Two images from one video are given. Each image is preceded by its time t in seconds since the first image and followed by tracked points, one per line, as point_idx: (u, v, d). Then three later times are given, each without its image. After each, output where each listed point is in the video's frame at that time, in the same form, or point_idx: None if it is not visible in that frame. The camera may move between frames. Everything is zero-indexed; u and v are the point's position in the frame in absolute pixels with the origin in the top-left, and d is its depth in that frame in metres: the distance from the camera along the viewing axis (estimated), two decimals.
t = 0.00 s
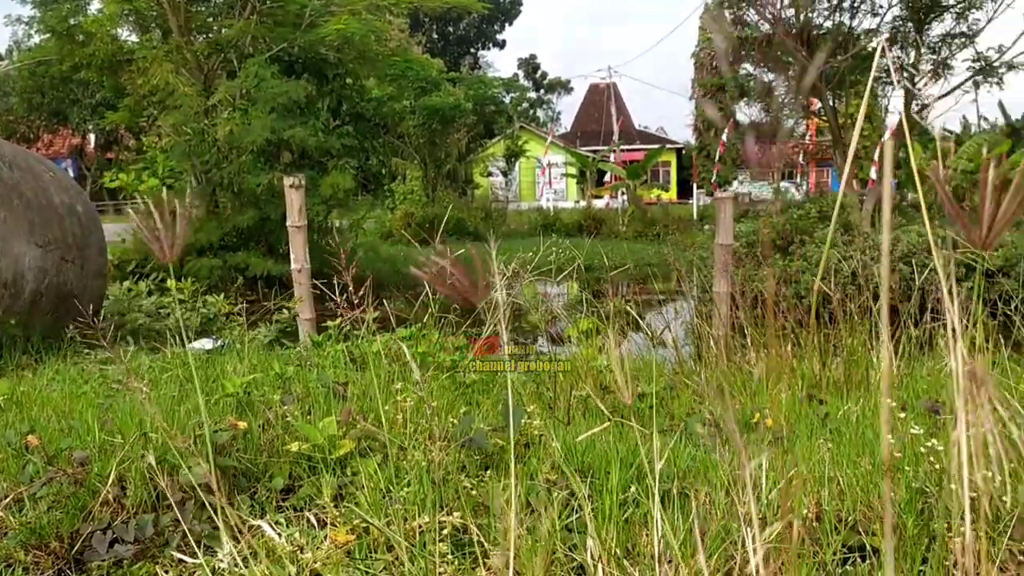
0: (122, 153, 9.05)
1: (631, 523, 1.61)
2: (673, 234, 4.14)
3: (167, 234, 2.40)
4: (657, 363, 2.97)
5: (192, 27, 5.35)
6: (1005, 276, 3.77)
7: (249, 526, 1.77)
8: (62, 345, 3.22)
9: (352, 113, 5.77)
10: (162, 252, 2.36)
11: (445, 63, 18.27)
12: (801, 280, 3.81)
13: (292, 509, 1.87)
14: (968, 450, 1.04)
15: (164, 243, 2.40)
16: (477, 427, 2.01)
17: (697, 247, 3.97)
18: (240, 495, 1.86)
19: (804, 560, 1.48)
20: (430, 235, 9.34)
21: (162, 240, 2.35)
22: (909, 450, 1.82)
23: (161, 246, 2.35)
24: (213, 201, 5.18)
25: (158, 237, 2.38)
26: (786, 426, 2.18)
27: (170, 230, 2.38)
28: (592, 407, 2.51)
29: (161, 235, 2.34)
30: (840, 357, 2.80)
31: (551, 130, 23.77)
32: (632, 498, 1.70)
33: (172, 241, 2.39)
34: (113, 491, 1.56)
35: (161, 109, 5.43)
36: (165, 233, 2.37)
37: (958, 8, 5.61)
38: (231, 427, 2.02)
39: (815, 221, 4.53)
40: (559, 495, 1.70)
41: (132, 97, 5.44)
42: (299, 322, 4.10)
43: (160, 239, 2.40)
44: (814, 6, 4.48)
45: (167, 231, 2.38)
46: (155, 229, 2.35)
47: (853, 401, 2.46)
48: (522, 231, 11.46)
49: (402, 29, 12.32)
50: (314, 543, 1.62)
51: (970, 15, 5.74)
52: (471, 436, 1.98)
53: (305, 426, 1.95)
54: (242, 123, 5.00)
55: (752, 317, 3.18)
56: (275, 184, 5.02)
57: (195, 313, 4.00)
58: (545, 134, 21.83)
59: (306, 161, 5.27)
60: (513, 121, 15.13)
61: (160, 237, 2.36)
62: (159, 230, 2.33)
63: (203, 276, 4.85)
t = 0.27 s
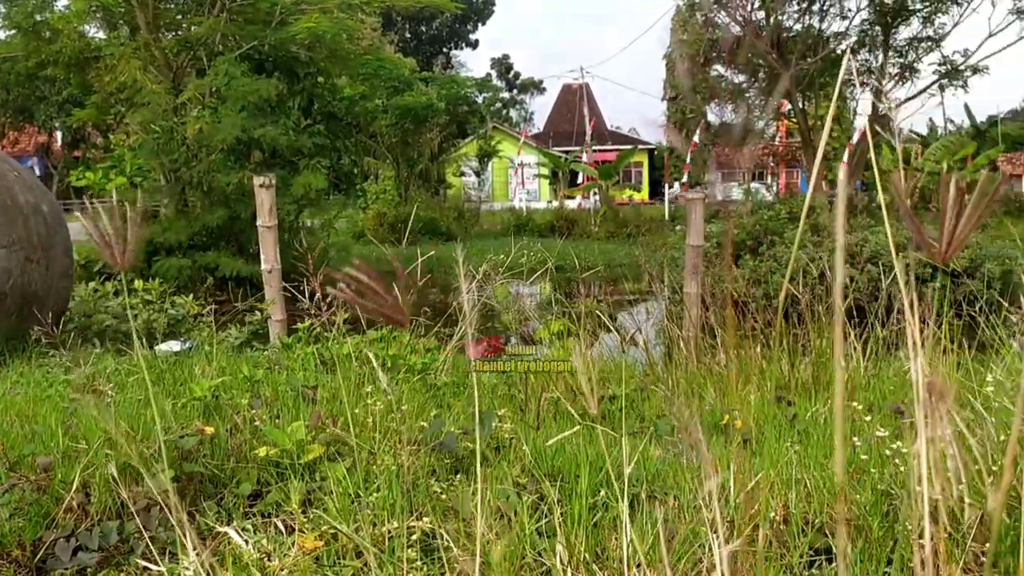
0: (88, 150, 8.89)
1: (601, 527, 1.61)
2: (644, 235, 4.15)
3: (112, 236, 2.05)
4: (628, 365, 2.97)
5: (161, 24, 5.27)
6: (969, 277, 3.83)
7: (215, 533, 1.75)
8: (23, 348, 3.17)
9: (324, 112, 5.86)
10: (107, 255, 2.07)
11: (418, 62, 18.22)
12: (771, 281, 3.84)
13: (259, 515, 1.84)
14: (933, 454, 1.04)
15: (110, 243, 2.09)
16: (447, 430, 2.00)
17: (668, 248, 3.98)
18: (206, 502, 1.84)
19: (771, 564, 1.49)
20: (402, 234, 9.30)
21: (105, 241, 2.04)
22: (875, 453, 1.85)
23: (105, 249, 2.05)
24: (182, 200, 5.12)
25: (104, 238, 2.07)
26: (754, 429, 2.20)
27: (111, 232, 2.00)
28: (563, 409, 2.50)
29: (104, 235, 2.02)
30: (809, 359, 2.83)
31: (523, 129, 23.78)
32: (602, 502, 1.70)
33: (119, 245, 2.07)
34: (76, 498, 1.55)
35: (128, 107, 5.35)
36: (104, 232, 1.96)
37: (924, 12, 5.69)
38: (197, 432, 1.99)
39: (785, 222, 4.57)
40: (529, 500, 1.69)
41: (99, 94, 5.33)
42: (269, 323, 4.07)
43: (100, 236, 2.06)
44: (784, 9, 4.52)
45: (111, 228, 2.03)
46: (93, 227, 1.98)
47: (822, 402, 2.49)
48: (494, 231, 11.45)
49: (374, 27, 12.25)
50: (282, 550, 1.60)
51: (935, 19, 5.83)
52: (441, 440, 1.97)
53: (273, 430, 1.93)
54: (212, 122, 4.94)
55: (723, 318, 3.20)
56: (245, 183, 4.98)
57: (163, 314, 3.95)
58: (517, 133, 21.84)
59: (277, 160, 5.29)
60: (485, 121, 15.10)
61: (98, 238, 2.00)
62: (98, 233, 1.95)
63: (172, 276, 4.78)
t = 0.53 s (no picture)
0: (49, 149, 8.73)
1: (566, 533, 1.61)
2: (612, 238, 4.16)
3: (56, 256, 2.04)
4: (596, 366, 2.97)
5: (125, 22, 5.20)
6: (929, 278, 3.90)
7: (174, 541, 1.73)
8: None
9: (291, 113, 5.80)
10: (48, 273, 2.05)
11: (386, 62, 18.13)
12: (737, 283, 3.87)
13: (221, 523, 1.82)
14: (892, 458, 1.05)
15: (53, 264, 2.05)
16: (413, 435, 1.99)
17: (635, 251, 4.00)
18: (166, 510, 1.81)
19: (734, 568, 1.50)
20: (371, 235, 9.25)
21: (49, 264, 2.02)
22: (838, 455, 1.86)
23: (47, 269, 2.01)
24: (146, 201, 5.04)
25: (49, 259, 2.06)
26: (720, 431, 2.21)
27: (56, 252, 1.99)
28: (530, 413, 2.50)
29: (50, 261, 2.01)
30: (775, 361, 2.85)
31: (492, 130, 23.77)
32: (567, 507, 1.70)
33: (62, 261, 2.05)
34: (32, 508, 1.64)
35: (91, 106, 5.26)
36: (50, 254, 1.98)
37: (886, 18, 5.78)
38: (157, 438, 1.96)
39: (750, 224, 4.61)
40: (494, 506, 1.69)
41: (62, 92, 5.22)
42: (234, 326, 4.02)
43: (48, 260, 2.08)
44: (750, 14, 4.56)
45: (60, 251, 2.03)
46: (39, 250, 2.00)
47: (787, 404, 2.51)
48: (463, 232, 11.44)
49: (343, 27, 12.18)
50: (243, 558, 1.58)
51: (897, 24, 5.92)
52: (407, 445, 1.96)
53: (234, 437, 1.91)
54: (177, 121, 4.88)
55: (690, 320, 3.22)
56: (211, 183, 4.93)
57: (126, 317, 3.89)
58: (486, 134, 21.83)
59: (244, 160, 5.26)
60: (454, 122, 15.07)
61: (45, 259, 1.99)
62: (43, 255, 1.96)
63: (135, 277, 4.71)
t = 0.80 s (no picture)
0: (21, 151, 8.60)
1: (541, 541, 1.61)
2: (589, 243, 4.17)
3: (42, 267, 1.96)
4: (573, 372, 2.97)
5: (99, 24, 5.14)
6: (903, 283, 3.94)
7: (146, 552, 1.70)
8: None
9: (268, 116, 5.81)
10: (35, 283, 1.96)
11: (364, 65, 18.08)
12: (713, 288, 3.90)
13: (194, 532, 1.80)
14: (861, 467, 1.07)
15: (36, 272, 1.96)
16: (388, 443, 1.99)
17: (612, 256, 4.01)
18: (137, 520, 1.79)
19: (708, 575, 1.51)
20: (348, 239, 9.21)
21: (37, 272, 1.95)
22: (812, 461, 1.88)
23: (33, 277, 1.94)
24: (120, 204, 5.00)
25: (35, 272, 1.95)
26: (696, 437, 2.23)
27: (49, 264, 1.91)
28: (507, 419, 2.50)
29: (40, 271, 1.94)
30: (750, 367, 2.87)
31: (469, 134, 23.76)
32: (542, 515, 1.70)
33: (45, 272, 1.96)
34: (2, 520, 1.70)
35: (64, 108, 5.20)
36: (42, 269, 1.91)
37: (862, 24, 5.71)
38: (129, 447, 1.94)
39: (727, 229, 4.65)
40: (469, 514, 1.68)
41: (35, 95, 5.16)
42: (209, 331, 3.98)
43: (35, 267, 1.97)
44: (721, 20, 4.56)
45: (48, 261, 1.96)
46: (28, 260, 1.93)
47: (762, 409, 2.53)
48: (440, 236, 11.42)
49: (320, 30, 12.12)
50: (214, 568, 1.56)
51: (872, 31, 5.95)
52: (382, 453, 1.95)
53: (207, 445, 1.90)
54: (152, 124, 4.84)
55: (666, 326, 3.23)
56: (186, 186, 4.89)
57: (99, 322, 3.84)
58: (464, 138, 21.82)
59: (219, 163, 5.22)
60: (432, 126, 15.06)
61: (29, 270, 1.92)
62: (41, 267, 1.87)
63: (109, 281, 4.66)
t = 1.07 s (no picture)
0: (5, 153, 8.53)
1: (526, 543, 1.61)
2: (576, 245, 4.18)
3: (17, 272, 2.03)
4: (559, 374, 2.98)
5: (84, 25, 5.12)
6: (887, 285, 3.97)
7: (129, 556, 1.69)
8: None
9: (255, 118, 5.80)
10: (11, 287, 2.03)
11: (351, 68, 18.05)
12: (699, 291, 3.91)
13: (177, 535, 1.79)
14: (844, 468, 1.07)
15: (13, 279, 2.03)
16: (374, 445, 1.98)
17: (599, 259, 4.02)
18: (119, 524, 1.77)
19: None
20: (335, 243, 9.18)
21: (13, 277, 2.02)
22: (796, 463, 1.89)
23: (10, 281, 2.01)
24: (105, 207, 4.97)
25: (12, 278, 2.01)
26: (681, 439, 2.23)
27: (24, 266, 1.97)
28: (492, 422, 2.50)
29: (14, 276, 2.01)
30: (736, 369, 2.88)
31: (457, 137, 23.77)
32: (528, 517, 1.70)
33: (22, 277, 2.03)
34: None
35: (49, 109, 5.16)
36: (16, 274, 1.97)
37: (847, 29, 5.77)
38: (112, 451, 1.93)
39: (713, 232, 4.67)
40: (455, 516, 1.68)
41: (19, 96, 5.13)
42: (194, 334, 3.97)
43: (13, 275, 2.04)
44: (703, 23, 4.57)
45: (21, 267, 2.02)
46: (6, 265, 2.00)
47: (747, 411, 2.54)
48: (428, 239, 11.41)
49: (307, 32, 12.10)
50: (197, 572, 1.55)
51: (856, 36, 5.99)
52: (368, 456, 1.95)
53: (191, 448, 1.89)
54: (138, 125, 4.82)
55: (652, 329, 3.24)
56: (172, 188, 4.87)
57: (83, 324, 3.81)
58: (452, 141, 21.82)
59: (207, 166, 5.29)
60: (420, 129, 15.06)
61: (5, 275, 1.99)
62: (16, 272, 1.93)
63: (94, 284, 4.63)
